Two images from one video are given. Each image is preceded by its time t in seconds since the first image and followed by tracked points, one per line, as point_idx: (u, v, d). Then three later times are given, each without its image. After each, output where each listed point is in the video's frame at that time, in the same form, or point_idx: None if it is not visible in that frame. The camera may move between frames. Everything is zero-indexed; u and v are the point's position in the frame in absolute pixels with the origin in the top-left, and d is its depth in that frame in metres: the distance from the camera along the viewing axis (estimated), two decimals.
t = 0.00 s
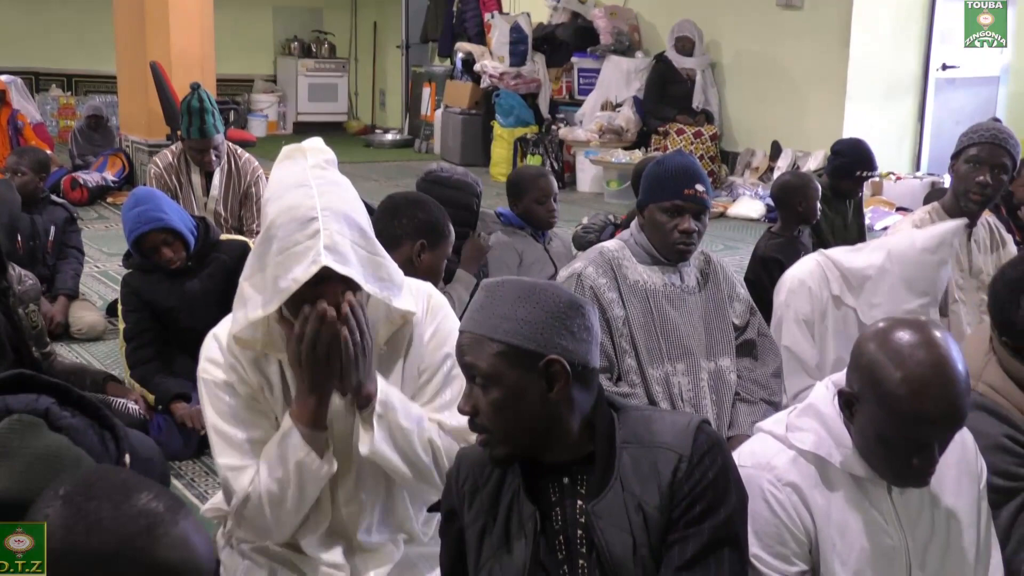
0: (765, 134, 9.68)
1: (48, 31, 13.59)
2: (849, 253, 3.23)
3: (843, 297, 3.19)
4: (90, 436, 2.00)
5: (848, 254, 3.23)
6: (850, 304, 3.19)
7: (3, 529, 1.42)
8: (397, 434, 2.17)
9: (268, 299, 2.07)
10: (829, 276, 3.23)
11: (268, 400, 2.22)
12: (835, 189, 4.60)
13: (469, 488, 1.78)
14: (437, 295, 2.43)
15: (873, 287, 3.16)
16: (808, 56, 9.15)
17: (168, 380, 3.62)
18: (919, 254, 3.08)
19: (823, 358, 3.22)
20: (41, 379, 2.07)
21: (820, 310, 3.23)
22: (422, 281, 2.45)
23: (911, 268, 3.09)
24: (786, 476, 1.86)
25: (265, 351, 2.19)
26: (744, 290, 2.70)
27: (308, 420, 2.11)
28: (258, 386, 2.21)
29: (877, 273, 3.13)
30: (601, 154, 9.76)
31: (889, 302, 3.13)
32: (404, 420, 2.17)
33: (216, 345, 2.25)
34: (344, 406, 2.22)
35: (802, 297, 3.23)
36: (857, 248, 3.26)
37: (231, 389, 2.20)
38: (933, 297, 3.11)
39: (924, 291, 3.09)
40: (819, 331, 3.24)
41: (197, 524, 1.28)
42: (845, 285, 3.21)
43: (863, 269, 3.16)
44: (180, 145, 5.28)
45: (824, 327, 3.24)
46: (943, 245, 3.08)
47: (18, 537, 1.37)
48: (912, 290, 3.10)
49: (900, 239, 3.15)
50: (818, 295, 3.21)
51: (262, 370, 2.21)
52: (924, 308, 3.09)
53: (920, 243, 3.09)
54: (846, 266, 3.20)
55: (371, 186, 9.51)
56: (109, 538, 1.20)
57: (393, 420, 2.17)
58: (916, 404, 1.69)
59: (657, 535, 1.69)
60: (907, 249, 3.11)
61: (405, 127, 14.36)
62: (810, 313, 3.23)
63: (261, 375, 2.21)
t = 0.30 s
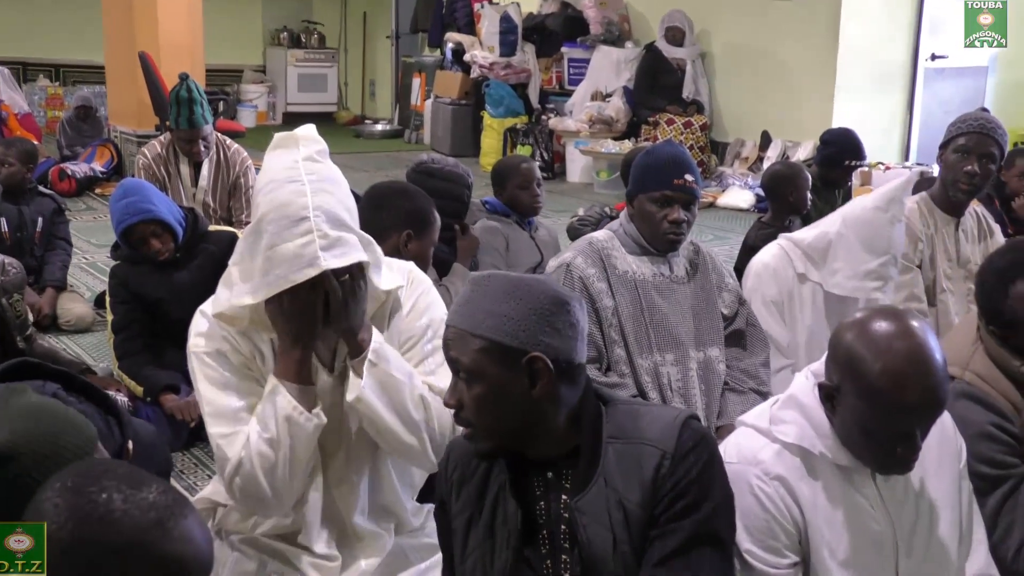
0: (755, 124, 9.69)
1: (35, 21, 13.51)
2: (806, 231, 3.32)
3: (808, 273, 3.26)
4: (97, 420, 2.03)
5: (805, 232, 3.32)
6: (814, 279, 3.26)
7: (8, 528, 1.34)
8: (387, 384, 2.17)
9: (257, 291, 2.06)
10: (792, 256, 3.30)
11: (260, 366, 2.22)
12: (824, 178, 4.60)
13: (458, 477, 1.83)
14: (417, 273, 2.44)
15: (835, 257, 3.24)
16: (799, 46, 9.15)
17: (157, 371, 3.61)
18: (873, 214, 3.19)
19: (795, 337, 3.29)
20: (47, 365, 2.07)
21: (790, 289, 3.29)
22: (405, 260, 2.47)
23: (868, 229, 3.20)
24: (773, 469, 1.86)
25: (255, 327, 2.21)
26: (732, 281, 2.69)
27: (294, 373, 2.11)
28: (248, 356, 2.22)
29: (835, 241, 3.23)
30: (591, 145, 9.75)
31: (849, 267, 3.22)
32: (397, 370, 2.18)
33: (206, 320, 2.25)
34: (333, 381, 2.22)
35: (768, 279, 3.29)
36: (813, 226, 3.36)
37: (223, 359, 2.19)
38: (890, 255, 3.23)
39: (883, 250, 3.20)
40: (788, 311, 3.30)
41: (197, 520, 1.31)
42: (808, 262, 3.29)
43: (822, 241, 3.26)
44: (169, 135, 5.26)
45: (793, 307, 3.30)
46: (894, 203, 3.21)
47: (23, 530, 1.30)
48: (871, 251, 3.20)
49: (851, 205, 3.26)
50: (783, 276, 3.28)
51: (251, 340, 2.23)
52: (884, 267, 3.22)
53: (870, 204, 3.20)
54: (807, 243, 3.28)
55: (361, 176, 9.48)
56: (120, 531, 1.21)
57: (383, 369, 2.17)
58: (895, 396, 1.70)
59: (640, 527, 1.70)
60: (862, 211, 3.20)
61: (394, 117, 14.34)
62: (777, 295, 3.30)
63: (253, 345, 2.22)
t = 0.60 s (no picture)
0: (733, 117, 9.72)
1: (11, 12, 13.43)
2: (776, 219, 3.33)
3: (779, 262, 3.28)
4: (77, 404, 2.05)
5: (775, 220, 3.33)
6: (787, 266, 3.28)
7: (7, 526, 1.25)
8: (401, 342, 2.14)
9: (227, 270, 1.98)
10: (763, 246, 3.31)
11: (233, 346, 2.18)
12: (803, 169, 4.62)
13: (443, 461, 1.84)
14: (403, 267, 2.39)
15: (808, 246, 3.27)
16: (778, 38, 9.19)
17: (136, 365, 3.58)
18: (843, 200, 3.22)
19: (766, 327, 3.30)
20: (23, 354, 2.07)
21: (761, 278, 3.31)
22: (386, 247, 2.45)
23: (840, 214, 3.23)
24: (746, 458, 1.88)
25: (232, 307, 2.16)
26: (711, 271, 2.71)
27: (241, 318, 2.02)
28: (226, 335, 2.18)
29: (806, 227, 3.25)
30: (570, 137, 9.77)
31: (820, 252, 3.25)
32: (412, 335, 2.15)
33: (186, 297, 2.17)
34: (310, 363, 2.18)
35: (740, 271, 3.30)
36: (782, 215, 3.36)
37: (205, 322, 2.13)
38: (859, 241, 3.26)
39: (853, 235, 3.23)
40: (759, 301, 3.31)
41: (178, 517, 1.30)
42: (780, 251, 3.31)
43: (793, 228, 3.27)
44: (146, 127, 5.24)
45: (763, 296, 3.32)
46: (862, 187, 3.24)
47: (27, 529, 1.24)
48: (840, 236, 3.24)
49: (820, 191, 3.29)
50: (756, 266, 3.30)
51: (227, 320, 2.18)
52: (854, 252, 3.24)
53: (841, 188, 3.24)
54: (777, 232, 3.29)
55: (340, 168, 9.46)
56: (98, 524, 1.21)
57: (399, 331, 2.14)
58: (872, 392, 1.72)
59: (624, 510, 1.73)
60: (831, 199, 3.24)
61: (373, 109, 14.31)
62: (749, 285, 3.31)
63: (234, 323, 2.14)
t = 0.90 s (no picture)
0: (716, 109, 9.74)
1: None
2: (763, 215, 3.34)
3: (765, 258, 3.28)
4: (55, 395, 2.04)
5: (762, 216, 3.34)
6: (772, 263, 3.28)
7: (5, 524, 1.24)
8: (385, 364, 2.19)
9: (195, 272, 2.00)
10: (749, 241, 3.32)
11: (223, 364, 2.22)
12: (783, 161, 4.63)
13: (425, 449, 1.86)
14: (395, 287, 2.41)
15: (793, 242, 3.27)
16: (760, 31, 9.20)
17: (115, 358, 3.53)
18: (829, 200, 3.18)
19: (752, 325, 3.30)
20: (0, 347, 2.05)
21: (745, 275, 3.32)
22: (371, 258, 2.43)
23: (822, 214, 3.21)
24: (724, 449, 1.90)
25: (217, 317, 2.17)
26: (694, 263, 2.71)
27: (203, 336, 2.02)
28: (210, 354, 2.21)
29: (790, 225, 3.25)
30: (553, 129, 9.76)
31: (805, 250, 3.25)
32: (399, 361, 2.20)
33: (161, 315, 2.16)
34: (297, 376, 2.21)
35: (726, 266, 3.31)
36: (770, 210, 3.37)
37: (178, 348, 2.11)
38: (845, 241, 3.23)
39: (837, 236, 3.21)
40: (743, 296, 3.32)
41: (163, 518, 1.30)
42: (766, 247, 3.32)
43: (779, 226, 3.28)
44: (126, 120, 5.22)
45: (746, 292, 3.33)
46: (850, 188, 3.21)
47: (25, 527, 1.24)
48: (825, 236, 3.22)
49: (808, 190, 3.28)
50: (741, 261, 3.31)
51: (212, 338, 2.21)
52: (839, 253, 3.22)
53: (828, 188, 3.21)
54: (763, 228, 3.30)
55: (323, 161, 9.44)
56: (75, 522, 1.21)
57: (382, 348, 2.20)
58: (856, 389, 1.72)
59: (607, 502, 1.74)
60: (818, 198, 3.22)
61: (355, 102, 14.28)
62: (733, 280, 3.32)
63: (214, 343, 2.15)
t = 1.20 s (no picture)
0: (703, 105, 9.74)
1: None
2: (766, 218, 3.32)
3: (764, 262, 3.28)
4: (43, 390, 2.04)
5: (765, 219, 3.32)
6: (770, 267, 3.27)
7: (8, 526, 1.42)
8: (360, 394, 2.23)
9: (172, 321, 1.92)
10: (749, 242, 3.32)
11: (208, 416, 2.16)
12: (769, 157, 4.63)
13: (403, 447, 1.88)
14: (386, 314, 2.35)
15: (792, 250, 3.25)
16: (746, 28, 9.21)
17: (100, 355, 3.51)
18: (834, 215, 3.17)
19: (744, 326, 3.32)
20: None
21: (742, 278, 3.32)
22: (356, 283, 2.37)
23: (826, 228, 3.17)
24: (707, 448, 1.91)
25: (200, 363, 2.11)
26: (679, 260, 2.72)
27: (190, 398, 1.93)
28: (192, 406, 2.14)
29: (793, 234, 3.23)
30: (539, 125, 9.78)
31: (805, 263, 3.22)
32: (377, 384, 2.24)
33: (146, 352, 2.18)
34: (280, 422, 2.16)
35: (723, 266, 3.32)
36: (774, 212, 3.35)
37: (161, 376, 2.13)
38: (846, 256, 3.20)
39: (839, 251, 3.18)
40: (738, 300, 3.34)
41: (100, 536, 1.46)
42: (766, 250, 3.31)
43: (782, 232, 3.25)
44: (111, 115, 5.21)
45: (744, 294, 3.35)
46: (857, 205, 3.18)
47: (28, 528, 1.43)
48: (827, 249, 3.19)
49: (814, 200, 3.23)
50: (738, 262, 3.31)
51: (196, 390, 2.14)
52: (840, 267, 3.19)
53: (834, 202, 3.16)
54: (765, 232, 3.29)
55: (309, 158, 9.42)
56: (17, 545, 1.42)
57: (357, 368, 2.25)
58: (836, 383, 1.73)
59: (582, 499, 1.75)
60: (823, 211, 3.18)
61: (342, 98, 14.26)
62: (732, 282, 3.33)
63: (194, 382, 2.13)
